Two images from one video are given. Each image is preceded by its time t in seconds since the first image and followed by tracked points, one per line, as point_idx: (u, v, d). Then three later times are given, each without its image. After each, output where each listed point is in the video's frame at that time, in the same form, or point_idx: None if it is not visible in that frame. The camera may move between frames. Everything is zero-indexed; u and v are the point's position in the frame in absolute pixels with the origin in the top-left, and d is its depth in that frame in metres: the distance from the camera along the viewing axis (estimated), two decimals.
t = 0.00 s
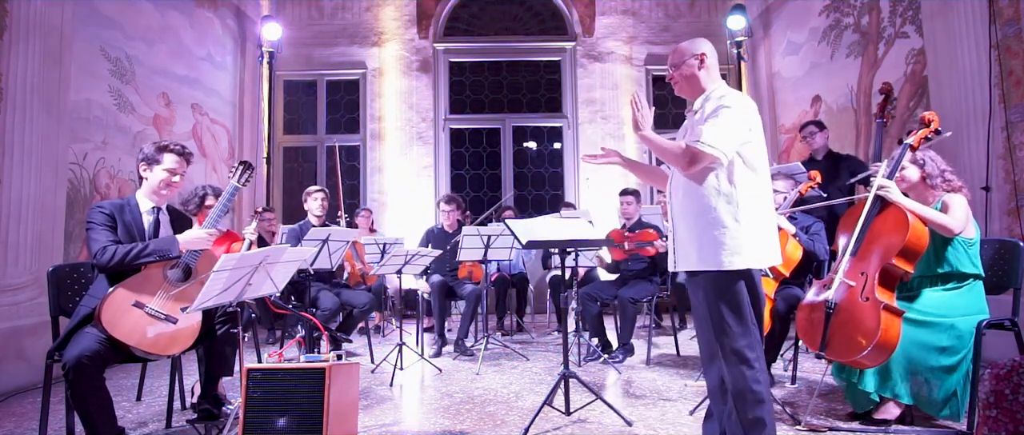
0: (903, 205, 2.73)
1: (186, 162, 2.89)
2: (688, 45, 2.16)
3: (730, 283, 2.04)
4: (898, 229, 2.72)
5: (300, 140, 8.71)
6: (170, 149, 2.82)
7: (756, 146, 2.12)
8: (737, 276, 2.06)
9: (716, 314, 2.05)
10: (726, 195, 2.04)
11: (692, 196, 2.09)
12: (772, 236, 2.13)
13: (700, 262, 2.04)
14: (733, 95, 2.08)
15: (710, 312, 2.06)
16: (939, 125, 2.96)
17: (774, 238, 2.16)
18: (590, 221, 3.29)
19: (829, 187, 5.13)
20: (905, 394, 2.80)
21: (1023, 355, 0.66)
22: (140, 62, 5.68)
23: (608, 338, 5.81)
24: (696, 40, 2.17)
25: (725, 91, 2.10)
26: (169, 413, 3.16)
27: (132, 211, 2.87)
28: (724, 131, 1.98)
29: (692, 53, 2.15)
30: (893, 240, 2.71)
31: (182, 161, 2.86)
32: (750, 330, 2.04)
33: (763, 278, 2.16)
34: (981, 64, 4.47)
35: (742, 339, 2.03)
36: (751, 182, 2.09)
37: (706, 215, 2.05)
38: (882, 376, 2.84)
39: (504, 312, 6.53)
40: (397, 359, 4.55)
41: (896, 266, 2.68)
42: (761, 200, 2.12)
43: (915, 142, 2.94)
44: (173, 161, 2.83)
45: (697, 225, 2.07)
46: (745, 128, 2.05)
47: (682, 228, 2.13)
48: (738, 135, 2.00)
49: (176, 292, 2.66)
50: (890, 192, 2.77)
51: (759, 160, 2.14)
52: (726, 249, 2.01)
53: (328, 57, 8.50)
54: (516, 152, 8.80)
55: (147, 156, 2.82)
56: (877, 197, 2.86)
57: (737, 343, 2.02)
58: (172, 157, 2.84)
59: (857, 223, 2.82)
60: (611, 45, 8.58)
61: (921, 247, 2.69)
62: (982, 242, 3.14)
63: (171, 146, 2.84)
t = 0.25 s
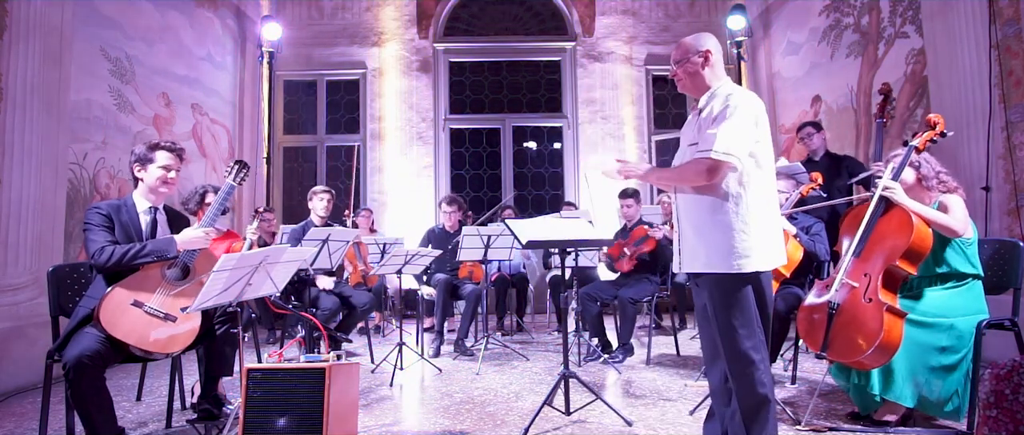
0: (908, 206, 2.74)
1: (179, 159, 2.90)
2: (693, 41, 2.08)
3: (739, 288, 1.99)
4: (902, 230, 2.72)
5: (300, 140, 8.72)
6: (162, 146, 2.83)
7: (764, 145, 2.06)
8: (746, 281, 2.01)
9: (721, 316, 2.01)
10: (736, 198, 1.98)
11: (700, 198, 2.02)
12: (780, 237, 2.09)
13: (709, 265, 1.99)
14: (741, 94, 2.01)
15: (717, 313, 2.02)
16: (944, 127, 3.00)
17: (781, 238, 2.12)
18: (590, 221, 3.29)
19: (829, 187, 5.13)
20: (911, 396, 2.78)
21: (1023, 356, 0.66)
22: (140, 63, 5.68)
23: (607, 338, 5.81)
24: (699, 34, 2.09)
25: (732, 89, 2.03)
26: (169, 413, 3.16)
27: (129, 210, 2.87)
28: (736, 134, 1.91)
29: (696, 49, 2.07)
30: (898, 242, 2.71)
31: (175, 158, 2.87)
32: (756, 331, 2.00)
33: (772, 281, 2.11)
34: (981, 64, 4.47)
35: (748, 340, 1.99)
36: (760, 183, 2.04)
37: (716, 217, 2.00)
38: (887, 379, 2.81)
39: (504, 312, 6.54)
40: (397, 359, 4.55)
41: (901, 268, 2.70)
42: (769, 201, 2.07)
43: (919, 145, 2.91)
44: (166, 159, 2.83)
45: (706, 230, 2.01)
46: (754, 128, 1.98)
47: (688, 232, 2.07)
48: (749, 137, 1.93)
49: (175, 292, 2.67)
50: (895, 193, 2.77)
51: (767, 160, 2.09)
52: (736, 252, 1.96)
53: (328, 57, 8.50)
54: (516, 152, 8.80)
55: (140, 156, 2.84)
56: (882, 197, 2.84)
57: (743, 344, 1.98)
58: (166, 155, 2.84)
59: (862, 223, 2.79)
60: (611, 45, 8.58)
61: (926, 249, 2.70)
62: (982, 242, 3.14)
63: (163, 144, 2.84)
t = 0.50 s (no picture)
0: (910, 207, 2.74)
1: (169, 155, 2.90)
2: (699, 39, 2.07)
3: (745, 290, 1.99)
4: (904, 231, 2.72)
5: (300, 140, 8.71)
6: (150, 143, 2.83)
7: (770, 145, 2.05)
8: (751, 283, 2.00)
9: (727, 318, 2.00)
10: (740, 198, 1.98)
11: (705, 199, 2.02)
12: (785, 238, 2.08)
13: (716, 266, 1.99)
14: (748, 92, 2.00)
15: (723, 313, 2.01)
16: (947, 127, 3.00)
17: (786, 239, 2.11)
18: (590, 221, 3.29)
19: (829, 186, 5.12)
20: (913, 398, 2.77)
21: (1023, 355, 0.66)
22: (140, 63, 5.68)
23: (607, 338, 5.81)
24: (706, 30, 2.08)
25: (741, 88, 2.02)
26: (169, 413, 3.16)
27: (125, 211, 2.87)
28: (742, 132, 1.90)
29: (701, 46, 2.07)
30: (899, 243, 2.71)
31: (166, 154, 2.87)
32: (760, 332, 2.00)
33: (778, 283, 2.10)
34: (981, 64, 4.47)
35: (750, 340, 1.99)
36: (765, 183, 2.04)
37: (721, 218, 1.99)
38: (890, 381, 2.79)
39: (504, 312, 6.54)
40: (397, 359, 4.55)
41: (903, 269, 2.69)
42: (774, 201, 2.06)
43: (922, 145, 2.94)
44: (157, 156, 2.83)
45: (711, 230, 2.01)
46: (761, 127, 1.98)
47: (694, 233, 2.07)
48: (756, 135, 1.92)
49: (174, 292, 2.66)
50: (898, 194, 2.77)
51: (773, 160, 2.08)
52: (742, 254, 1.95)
53: (328, 57, 8.50)
54: (516, 152, 8.80)
55: (129, 157, 2.84)
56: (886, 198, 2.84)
57: (748, 345, 1.98)
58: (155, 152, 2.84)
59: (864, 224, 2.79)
60: (611, 45, 8.58)
61: (927, 249, 2.70)
62: (982, 242, 3.14)
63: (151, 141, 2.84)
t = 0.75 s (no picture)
0: (910, 207, 2.76)
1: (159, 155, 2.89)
2: (709, 37, 2.06)
3: (746, 291, 1.99)
4: (904, 231, 2.72)
5: (300, 140, 8.71)
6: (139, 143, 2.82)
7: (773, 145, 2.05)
8: (753, 284, 2.00)
9: (729, 318, 2.00)
10: (742, 197, 1.98)
11: (706, 197, 2.02)
12: (786, 239, 2.08)
13: (717, 265, 1.99)
14: (753, 92, 1.99)
15: (725, 313, 2.01)
16: (947, 128, 3.01)
17: (788, 240, 2.10)
18: (590, 221, 3.29)
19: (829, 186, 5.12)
20: (913, 398, 2.77)
21: None
22: (140, 62, 5.68)
23: (607, 338, 5.82)
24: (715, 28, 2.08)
25: (748, 87, 2.01)
26: (169, 413, 3.16)
27: (118, 211, 2.87)
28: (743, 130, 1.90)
29: (710, 44, 2.06)
30: (900, 243, 2.71)
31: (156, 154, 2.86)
32: (761, 331, 2.00)
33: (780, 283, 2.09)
34: (981, 64, 4.47)
35: (751, 339, 1.99)
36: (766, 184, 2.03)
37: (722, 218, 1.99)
38: (889, 381, 2.81)
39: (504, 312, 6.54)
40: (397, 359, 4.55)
41: (903, 269, 2.69)
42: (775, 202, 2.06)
43: (923, 146, 2.94)
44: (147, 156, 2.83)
45: (711, 229, 2.01)
46: (764, 127, 1.97)
47: (695, 232, 2.07)
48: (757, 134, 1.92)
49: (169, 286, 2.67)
50: (897, 195, 2.79)
51: (776, 161, 2.08)
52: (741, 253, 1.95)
53: (328, 57, 8.50)
54: (516, 152, 8.80)
55: (119, 157, 2.83)
56: (888, 198, 2.84)
57: (750, 344, 1.98)
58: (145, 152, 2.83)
59: (862, 222, 2.80)
60: (611, 45, 8.59)
61: (927, 250, 2.70)
62: (982, 242, 3.14)
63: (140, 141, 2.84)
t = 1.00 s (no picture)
0: (909, 207, 2.76)
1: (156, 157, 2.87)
2: (711, 37, 2.06)
3: (748, 291, 1.99)
4: (903, 231, 2.72)
5: (300, 140, 8.71)
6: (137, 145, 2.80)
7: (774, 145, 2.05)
8: (754, 284, 1.99)
9: (730, 319, 2.00)
10: (744, 196, 1.98)
11: (708, 197, 2.03)
12: (788, 239, 2.08)
13: (720, 264, 1.99)
14: (756, 91, 1.99)
15: (727, 313, 2.01)
16: (947, 128, 3.01)
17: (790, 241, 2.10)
18: (590, 221, 3.29)
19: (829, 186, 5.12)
20: (913, 398, 2.78)
21: None
22: (140, 62, 5.68)
23: (607, 338, 5.82)
24: (717, 29, 2.08)
25: (752, 87, 2.01)
26: (169, 413, 3.16)
27: (110, 211, 2.87)
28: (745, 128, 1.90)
29: (711, 44, 2.06)
30: (899, 242, 2.71)
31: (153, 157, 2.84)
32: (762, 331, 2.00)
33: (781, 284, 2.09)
34: (981, 64, 4.46)
35: (752, 339, 1.99)
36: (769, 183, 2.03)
37: (723, 217, 1.99)
38: (890, 381, 2.80)
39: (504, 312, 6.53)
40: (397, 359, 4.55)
41: (902, 268, 2.69)
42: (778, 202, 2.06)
43: (922, 146, 2.94)
44: (144, 158, 2.80)
45: (713, 229, 2.01)
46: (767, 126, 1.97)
47: (699, 233, 2.07)
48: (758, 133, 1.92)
49: (159, 275, 2.65)
50: (897, 195, 2.79)
51: (778, 161, 2.07)
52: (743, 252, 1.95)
53: (328, 57, 8.50)
54: (516, 152, 8.80)
55: (115, 157, 2.81)
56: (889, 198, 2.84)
57: (750, 344, 1.98)
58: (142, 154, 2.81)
59: (861, 222, 2.80)
60: (611, 45, 8.59)
61: (927, 249, 2.71)
62: (982, 243, 3.14)
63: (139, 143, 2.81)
